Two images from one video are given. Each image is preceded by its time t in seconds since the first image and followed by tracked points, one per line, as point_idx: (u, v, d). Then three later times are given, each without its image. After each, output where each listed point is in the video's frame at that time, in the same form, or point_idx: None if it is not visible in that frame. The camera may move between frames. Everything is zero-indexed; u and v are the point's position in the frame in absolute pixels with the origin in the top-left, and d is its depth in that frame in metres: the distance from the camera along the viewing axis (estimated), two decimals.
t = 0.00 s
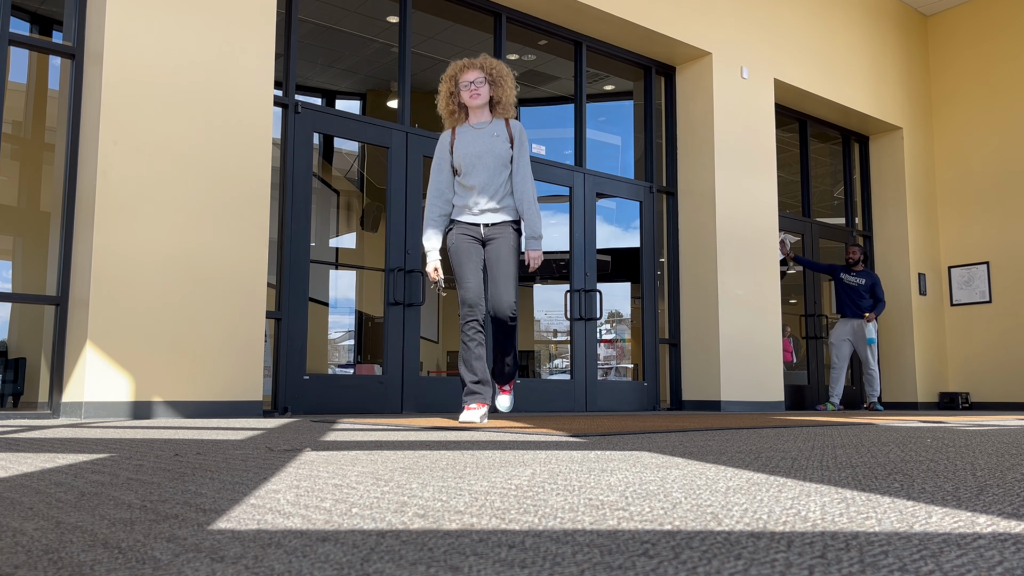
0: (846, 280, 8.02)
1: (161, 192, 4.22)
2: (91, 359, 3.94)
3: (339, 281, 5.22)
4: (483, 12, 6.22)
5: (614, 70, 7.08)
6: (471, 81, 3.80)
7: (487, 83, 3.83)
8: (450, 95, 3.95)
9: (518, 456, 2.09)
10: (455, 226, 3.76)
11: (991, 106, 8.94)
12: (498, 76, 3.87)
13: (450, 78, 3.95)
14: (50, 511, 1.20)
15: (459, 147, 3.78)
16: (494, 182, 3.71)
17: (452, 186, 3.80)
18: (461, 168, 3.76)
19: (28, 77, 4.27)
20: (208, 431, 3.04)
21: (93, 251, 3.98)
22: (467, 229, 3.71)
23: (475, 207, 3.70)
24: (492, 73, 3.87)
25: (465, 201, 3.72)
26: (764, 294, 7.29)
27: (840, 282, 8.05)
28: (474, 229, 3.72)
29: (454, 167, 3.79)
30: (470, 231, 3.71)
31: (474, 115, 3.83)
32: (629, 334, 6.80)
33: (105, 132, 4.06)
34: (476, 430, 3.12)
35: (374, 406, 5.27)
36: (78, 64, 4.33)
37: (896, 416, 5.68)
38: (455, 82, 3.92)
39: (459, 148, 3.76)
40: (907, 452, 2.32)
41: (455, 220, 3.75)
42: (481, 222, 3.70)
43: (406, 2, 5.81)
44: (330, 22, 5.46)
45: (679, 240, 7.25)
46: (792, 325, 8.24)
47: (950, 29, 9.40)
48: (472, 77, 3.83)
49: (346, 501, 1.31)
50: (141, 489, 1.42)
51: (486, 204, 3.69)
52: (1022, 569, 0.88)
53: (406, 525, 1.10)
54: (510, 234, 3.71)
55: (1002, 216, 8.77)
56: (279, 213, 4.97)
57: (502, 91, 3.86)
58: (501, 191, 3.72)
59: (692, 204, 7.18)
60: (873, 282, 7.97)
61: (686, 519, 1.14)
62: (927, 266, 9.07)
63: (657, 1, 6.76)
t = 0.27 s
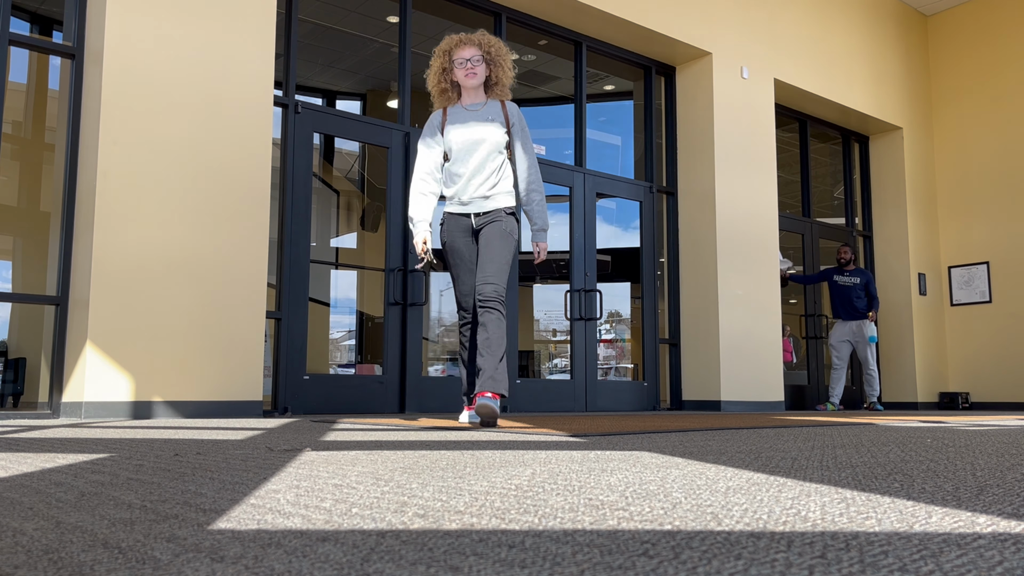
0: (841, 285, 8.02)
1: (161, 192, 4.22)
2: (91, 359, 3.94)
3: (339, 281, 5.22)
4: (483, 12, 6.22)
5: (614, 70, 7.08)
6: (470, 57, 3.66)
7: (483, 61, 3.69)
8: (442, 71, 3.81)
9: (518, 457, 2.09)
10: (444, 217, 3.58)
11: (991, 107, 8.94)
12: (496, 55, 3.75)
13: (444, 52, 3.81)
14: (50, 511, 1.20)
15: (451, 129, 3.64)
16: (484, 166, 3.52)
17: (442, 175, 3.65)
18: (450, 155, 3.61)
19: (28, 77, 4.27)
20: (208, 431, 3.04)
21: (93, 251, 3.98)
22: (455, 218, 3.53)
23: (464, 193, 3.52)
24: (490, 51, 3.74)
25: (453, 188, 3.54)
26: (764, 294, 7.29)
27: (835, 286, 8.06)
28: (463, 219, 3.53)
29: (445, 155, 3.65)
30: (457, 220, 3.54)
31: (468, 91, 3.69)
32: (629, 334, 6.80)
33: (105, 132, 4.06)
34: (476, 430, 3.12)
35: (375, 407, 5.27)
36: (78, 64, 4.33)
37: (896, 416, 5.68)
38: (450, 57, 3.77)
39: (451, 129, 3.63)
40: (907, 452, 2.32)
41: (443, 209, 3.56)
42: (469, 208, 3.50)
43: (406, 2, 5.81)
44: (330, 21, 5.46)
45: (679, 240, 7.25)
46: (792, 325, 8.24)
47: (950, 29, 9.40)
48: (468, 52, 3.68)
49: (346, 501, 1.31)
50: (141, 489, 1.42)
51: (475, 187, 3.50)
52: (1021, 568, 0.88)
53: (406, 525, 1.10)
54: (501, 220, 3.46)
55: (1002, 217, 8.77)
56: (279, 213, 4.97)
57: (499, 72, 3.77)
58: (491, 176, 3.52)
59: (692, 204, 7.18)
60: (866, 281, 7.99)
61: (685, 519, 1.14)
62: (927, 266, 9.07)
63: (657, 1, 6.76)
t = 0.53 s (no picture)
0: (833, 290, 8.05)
1: (161, 192, 4.22)
2: (91, 359, 3.94)
3: (339, 281, 5.22)
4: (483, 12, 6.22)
5: (614, 70, 7.08)
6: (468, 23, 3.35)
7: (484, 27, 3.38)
8: (444, 39, 3.53)
9: (518, 457, 2.09)
10: (439, 198, 3.32)
11: (991, 107, 8.94)
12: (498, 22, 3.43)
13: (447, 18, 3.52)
14: (51, 511, 1.20)
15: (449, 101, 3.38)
16: (484, 144, 3.29)
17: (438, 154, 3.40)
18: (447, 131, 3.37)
19: (28, 77, 4.27)
20: (208, 431, 3.04)
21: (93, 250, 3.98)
22: (452, 200, 3.27)
23: (462, 173, 3.28)
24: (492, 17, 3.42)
25: (451, 167, 3.30)
26: (764, 294, 7.29)
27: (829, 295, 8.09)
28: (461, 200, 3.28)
29: (441, 131, 3.40)
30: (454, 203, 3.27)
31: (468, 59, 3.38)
32: (629, 334, 6.80)
33: (104, 132, 4.06)
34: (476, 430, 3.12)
35: (374, 406, 5.27)
36: (78, 64, 4.33)
37: (896, 416, 5.68)
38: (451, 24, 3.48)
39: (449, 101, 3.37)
40: (907, 452, 2.32)
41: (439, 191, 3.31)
42: (468, 190, 3.26)
43: (406, 3, 5.81)
44: (330, 22, 5.47)
45: (679, 240, 7.25)
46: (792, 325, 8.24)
47: (950, 28, 9.40)
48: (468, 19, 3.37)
49: (346, 501, 1.31)
50: (141, 489, 1.42)
51: (474, 167, 3.26)
52: (1021, 568, 0.88)
53: (406, 525, 1.10)
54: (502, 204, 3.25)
55: (1002, 216, 8.77)
56: (279, 213, 4.97)
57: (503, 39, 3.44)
58: (491, 156, 3.29)
59: (692, 204, 7.18)
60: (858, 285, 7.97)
61: (686, 519, 1.14)
62: (927, 266, 9.07)
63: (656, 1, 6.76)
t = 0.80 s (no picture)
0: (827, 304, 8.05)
1: (161, 192, 4.22)
2: (91, 359, 3.94)
3: (339, 281, 5.22)
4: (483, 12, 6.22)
5: (614, 70, 7.08)
6: None
7: None
8: (433, 7, 3.19)
9: (518, 456, 2.09)
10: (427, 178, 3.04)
11: (991, 106, 8.94)
12: None
13: None
14: (51, 511, 1.20)
15: (437, 72, 3.08)
16: (477, 119, 3.00)
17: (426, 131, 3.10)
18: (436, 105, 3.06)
19: (28, 77, 4.27)
20: (208, 431, 3.04)
21: (93, 250, 3.98)
22: (442, 179, 3.00)
23: (452, 150, 3.00)
24: None
25: (440, 145, 3.01)
26: (764, 294, 7.30)
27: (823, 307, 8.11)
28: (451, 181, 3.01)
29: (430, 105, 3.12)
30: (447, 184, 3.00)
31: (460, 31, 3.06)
32: (629, 334, 6.80)
33: (104, 132, 4.06)
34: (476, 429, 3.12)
35: (375, 407, 5.27)
36: (78, 64, 4.33)
37: (896, 416, 5.68)
38: None
39: (438, 72, 3.07)
40: (907, 452, 2.32)
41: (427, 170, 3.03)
42: (460, 171, 2.99)
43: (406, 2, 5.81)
44: (330, 22, 5.46)
45: (680, 240, 7.25)
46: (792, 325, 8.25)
47: (950, 28, 9.40)
48: None
49: (346, 501, 1.31)
50: (141, 489, 1.42)
51: (466, 147, 2.99)
52: (1021, 568, 0.88)
53: (406, 525, 1.10)
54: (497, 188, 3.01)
55: (1002, 216, 8.77)
56: (279, 213, 4.97)
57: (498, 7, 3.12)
58: (484, 132, 3.01)
59: (692, 204, 7.18)
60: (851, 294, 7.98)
61: (685, 519, 1.14)
62: (927, 266, 9.07)
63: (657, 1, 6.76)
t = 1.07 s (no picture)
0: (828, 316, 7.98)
1: (161, 192, 4.22)
2: (91, 359, 3.94)
3: (339, 281, 5.22)
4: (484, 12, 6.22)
5: (614, 70, 7.08)
6: None
7: None
8: None
9: (518, 456, 2.09)
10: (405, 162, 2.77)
11: (991, 106, 8.94)
12: None
13: None
14: (50, 511, 1.20)
15: (410, 46, 2.83)
16: (453, 91, 2.73)
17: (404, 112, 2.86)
18: (411, 81, 2.82)
19: (28, 77, 4.28)
20: (208, 431, 3.04)
21: (93, 251, 3.98)
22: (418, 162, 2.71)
23: (427, 128, 2.73)
24: None
25: (416, 126, 2.75)
26: (764, 294, 7.30)
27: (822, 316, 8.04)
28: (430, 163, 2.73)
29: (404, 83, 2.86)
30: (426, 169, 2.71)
31: None
32: (629, 334, 6.80)
33: (104, 132, 4.06)
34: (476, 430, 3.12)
35: (375, 407, 5.26)
36: (78, 64, 4.33)
37: (896, 416, 5.68)
38: None
39: (410, 47, 2.82)
40: (907, 452, 2.32)
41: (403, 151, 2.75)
42: (439, 151, 2.71)
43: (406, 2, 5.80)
44: (330, 22, 5.46)
45: (679, 240, 7.25)
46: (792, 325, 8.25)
47: (950, 28, 9.40)
48: None
49: (346, 501, 1.31)
50: (141, 489, 1.42)
51: (442, 123, 2.71)
52: (1022, 569, 0.88)
53: (406, 525, 1.10)
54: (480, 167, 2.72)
55: (1002, 216, 8.77)
56: (279, 213, 4.97)
57: None
58: (463, 107, 2.73)
59: (692, 204, 7.18)
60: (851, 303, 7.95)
61: (686, 519, 1.14)
62: (927, 266, 9.07)
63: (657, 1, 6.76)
